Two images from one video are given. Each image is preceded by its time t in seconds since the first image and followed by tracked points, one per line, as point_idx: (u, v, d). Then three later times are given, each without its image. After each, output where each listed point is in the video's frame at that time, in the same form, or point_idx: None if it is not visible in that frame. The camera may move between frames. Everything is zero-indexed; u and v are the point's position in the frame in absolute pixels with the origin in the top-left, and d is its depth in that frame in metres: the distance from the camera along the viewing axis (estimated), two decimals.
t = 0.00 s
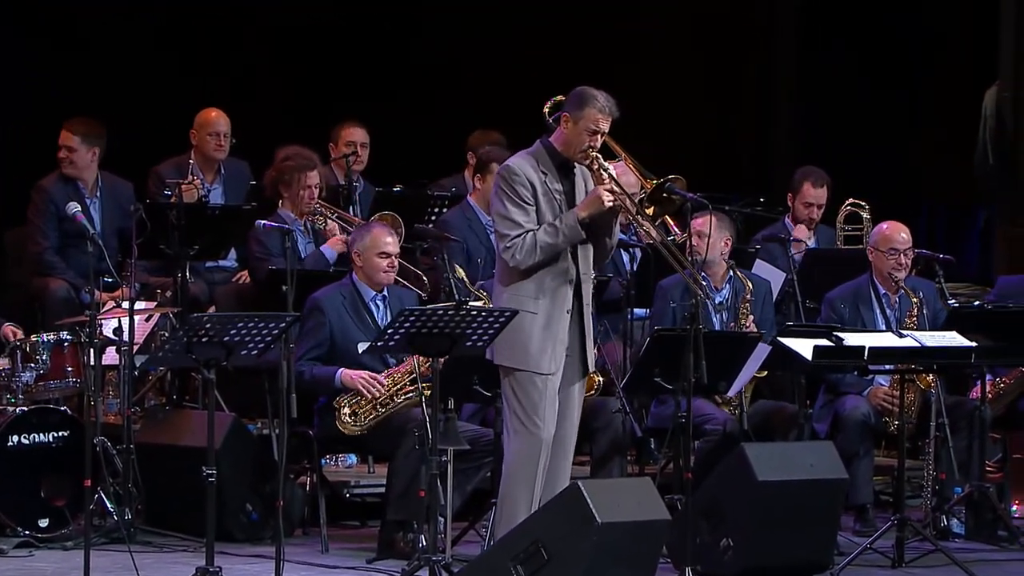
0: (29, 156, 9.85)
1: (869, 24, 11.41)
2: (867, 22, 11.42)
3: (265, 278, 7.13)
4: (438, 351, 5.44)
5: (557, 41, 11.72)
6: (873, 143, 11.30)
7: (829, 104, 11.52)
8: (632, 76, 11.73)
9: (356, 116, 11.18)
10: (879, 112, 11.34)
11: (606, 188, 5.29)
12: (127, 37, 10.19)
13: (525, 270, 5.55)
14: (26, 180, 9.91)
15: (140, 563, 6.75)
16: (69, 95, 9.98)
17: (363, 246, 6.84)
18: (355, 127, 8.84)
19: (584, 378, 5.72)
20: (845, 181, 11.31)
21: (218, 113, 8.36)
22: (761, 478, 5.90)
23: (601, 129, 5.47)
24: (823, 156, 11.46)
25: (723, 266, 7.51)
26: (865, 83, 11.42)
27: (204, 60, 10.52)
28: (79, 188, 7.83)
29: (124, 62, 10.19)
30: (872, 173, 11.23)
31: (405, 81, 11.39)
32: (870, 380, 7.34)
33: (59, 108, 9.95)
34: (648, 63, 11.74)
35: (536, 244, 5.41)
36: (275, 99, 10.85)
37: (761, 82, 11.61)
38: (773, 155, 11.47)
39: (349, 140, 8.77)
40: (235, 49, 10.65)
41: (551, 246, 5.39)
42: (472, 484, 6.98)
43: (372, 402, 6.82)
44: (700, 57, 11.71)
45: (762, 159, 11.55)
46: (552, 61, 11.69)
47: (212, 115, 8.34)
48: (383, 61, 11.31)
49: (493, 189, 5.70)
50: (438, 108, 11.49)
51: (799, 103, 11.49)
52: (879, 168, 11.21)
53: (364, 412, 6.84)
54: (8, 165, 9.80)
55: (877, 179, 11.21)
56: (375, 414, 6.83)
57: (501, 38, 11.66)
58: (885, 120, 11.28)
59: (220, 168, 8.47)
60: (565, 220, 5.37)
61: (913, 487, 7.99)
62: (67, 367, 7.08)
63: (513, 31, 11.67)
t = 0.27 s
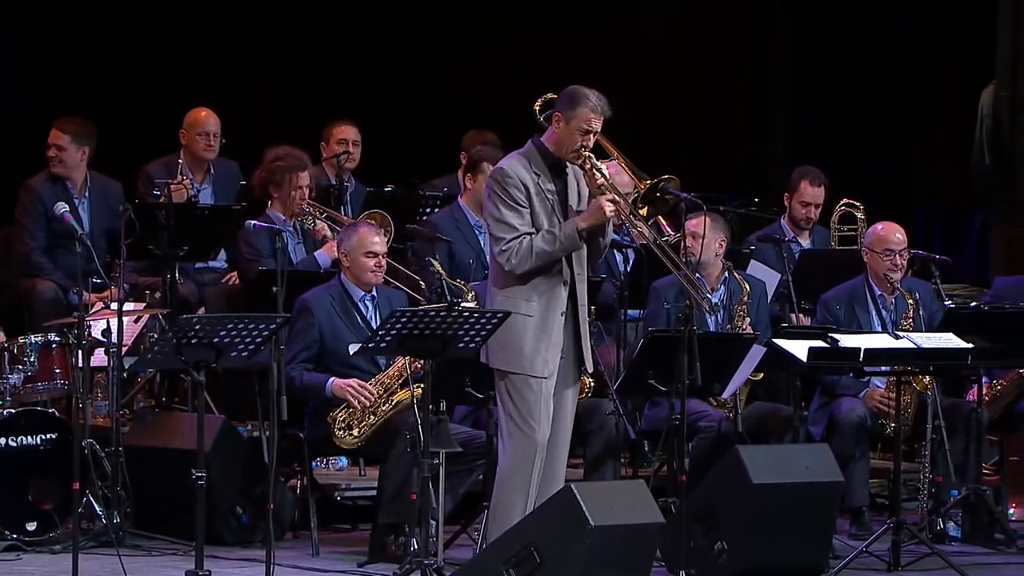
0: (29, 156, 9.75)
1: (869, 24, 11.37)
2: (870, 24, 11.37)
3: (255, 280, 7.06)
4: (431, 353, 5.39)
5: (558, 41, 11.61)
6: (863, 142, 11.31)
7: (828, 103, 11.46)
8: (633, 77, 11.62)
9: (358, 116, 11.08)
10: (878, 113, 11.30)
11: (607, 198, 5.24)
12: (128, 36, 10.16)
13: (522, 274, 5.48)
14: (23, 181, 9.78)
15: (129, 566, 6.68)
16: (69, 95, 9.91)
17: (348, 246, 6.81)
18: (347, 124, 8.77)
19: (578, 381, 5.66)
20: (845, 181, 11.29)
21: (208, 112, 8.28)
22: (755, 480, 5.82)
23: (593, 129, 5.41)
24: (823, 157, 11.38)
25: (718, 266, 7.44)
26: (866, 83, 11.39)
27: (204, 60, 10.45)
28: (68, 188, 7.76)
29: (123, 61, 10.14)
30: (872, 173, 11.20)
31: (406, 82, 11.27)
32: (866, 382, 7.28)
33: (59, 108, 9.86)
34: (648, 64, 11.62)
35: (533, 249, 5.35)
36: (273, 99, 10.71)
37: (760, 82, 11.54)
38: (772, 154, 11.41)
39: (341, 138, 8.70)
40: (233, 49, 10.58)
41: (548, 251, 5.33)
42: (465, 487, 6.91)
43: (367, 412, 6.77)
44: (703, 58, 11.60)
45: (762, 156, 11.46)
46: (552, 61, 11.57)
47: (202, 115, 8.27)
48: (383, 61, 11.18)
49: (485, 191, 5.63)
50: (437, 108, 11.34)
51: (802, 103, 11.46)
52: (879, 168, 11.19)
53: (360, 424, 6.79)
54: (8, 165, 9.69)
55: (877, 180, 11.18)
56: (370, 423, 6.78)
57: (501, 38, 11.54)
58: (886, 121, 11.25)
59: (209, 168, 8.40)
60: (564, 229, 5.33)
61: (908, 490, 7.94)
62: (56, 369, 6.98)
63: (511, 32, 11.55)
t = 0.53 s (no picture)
0: (29, 156, 9.63)
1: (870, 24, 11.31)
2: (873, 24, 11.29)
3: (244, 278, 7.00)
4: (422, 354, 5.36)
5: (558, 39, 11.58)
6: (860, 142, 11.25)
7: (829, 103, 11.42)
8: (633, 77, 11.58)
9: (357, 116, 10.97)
10: (878, 113, 11.24)
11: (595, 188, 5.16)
12: (130, 35, 10.09)
13: (514, 272, 5.41)
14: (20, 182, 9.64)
15: (118, 569, 6.61)
16: (69, 95, 9.80)
17: (338, 246, 6.73)
18: (337, 124, 8.69)
19: (569, 381, 5.58)
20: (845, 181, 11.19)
21: (197, 111, 8.21)
22: (749, 483, 5.76)
23: (587, 126, 5.35)
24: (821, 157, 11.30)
25: (712, 266, 7.37)
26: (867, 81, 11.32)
27: (205, 58, 10.38)
28: (56, 187, 7.68)
29: (124, 60, 10.06)
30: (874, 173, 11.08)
31: (406, 83, 11.21)
32: (862, 383, 7.22)
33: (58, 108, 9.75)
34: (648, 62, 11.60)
35: (524, 245, 5.28)
36: (273, 98, 10.65)
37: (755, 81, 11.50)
38: (770, 153, 11.33)
39: (331, 137, 8.61)
40: (233, 50, 10.51)
41: (538, 247, 5.26)
42: (456, 489, 6.82)
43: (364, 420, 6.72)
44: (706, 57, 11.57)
45: (764, 153, 11.33)
46: (552, 61, 11.53)
47: (191, 113, 8.20)
48: (383, 61, 11.10)
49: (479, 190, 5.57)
50: (436, 109, 11.28)
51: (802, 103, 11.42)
52: (879, 167, 11.10)
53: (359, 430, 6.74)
54: (9, 165, 9.57)
55: (876, 179, 11.07)
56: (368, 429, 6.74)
57: (501, 37, 11.48)
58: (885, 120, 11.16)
59: (199, 167, 8.33)
60: (554, 222, 5.24)
61: (906, 492, 7.87)
62: (44, 371, 6.90)
63: (507, 31, 11.50)
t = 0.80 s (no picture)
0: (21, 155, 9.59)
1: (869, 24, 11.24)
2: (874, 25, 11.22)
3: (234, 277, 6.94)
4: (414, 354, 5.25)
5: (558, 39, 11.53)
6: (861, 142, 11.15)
7: (828, 103, 11.32)
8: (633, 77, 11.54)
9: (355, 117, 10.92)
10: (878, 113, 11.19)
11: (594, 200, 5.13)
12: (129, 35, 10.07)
13: (505, 272, 5.36)
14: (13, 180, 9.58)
15: (105, 571, 6.55)
16: (69, 95, 9.77)
17: (331, 245, 6.71)
18: (326, 123, 8.63)
19: (558, 381, 5.54)
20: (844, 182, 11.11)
21: (186, 109, 8.14)
22: (744, 485, 5.67)
23: (580, 124, 5.30)
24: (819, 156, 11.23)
25: (706, 266, 7.33)
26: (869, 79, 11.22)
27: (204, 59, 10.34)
28: (44, 187, 7.63)
29: (122, 60, 10.03)
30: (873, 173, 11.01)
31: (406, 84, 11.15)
32: (856, 383, 7.17)
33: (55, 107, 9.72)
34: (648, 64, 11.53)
35: (516, 246, 5.23)
36: (272, 98, 10.60)
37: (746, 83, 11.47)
38: (767, 153, 11.28)
39: (320, 136, 8.57)
40: (232, 49, 10.47)
41: (532, 249, 5.21)
42: (448, 491, 6.78)
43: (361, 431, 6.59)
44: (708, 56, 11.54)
45: (760, 154, 11.28)
46: (553, 62, 11.49)
47: (180, 112, 8.13)
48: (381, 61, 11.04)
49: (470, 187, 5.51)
50: (435, 109, 11.22)
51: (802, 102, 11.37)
52: (878, 168, 11.03)
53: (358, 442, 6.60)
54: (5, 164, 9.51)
55: (877, 180, 11.00)
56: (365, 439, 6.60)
57: (501, 37, 11.43)
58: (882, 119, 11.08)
59: (188, 166, 8.28)
60: (548, 227, 5.20)
61: (900, 494, 7.82)
62: (31, 372, 6.84)
63: (505, 31, 11.44)
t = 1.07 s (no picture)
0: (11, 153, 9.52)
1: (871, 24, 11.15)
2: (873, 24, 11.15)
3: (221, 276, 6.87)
4: (403, 355, 5.25)
5: (560, 39, 11.44)
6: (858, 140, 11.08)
7: (828, 103, 11.26)
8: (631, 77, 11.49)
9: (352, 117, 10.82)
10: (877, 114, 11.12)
11: (596, 215, 5.10)
12: (126, 33, 10.02)
13: (498, 277, 5.29)
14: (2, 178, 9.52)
15: (91, 572, 6.48)
16: (69, 95, 9.74)
17: (326, 244, 6.60)
18: (314, 122, 8.54)
19: (551, 382, 5.47)
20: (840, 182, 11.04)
21: (174, 107, 8.05)
22: (736, 486, 5.61)
23: (567, 124, 5.24)
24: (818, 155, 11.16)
25: (699, 266, 7.28)
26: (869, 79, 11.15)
27: (202, 58, 10.29)
28: (29, 186, 7.54)
29: (118, 58, 9.97)
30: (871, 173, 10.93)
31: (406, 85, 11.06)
32: (850, 385, 7.11)
33: (52, 106, 9.67)
34: (645, 62, 11.50)
35: (512, 254, 5.16)
36: (271, 97, 10.53)
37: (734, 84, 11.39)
38: (762, 152, 11.22)
39: (308, 135, 8.47)
40: (229, 49, 10.41)
41: (528, 257, 5.14)
42: (438, 492, 6.72)
43: (348, 439, 6.47)
44: (706, 57, 11.54)
45: (757, 152, 11.21)
46: (553, 61, 11.40)
47: (168, 111, 8.03)
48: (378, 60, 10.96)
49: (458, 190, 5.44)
50: (434, 106, 11.11)
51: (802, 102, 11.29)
52: (879, 167, 10.92)
53: (347, 451, 6.47)
54: None
55: (877, 180, 10.90)
56: (354, 447, 6.47)
57: (501, 37, 11.32)
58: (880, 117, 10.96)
59: (175, 165, 8.20)
60: (545, 238, 5.14)
61: (894, 496, 7.76)
62: (16, 372, 6.73)
63: (509, 30, 11.34)
